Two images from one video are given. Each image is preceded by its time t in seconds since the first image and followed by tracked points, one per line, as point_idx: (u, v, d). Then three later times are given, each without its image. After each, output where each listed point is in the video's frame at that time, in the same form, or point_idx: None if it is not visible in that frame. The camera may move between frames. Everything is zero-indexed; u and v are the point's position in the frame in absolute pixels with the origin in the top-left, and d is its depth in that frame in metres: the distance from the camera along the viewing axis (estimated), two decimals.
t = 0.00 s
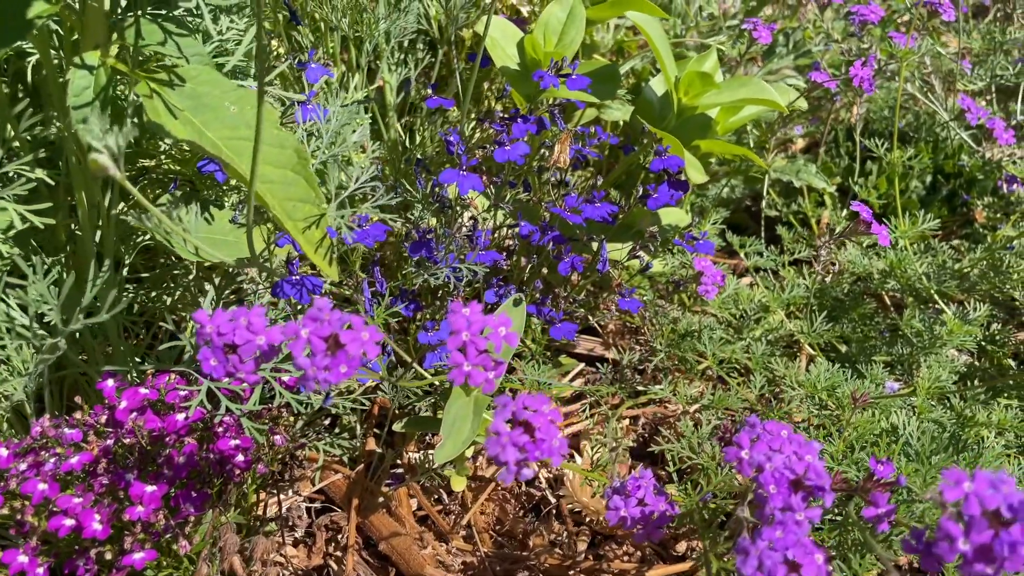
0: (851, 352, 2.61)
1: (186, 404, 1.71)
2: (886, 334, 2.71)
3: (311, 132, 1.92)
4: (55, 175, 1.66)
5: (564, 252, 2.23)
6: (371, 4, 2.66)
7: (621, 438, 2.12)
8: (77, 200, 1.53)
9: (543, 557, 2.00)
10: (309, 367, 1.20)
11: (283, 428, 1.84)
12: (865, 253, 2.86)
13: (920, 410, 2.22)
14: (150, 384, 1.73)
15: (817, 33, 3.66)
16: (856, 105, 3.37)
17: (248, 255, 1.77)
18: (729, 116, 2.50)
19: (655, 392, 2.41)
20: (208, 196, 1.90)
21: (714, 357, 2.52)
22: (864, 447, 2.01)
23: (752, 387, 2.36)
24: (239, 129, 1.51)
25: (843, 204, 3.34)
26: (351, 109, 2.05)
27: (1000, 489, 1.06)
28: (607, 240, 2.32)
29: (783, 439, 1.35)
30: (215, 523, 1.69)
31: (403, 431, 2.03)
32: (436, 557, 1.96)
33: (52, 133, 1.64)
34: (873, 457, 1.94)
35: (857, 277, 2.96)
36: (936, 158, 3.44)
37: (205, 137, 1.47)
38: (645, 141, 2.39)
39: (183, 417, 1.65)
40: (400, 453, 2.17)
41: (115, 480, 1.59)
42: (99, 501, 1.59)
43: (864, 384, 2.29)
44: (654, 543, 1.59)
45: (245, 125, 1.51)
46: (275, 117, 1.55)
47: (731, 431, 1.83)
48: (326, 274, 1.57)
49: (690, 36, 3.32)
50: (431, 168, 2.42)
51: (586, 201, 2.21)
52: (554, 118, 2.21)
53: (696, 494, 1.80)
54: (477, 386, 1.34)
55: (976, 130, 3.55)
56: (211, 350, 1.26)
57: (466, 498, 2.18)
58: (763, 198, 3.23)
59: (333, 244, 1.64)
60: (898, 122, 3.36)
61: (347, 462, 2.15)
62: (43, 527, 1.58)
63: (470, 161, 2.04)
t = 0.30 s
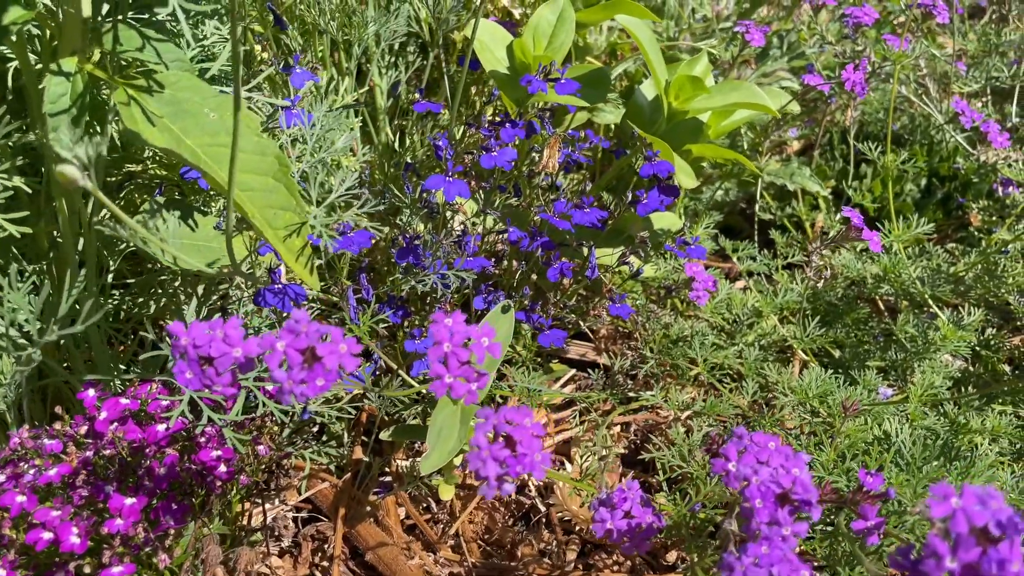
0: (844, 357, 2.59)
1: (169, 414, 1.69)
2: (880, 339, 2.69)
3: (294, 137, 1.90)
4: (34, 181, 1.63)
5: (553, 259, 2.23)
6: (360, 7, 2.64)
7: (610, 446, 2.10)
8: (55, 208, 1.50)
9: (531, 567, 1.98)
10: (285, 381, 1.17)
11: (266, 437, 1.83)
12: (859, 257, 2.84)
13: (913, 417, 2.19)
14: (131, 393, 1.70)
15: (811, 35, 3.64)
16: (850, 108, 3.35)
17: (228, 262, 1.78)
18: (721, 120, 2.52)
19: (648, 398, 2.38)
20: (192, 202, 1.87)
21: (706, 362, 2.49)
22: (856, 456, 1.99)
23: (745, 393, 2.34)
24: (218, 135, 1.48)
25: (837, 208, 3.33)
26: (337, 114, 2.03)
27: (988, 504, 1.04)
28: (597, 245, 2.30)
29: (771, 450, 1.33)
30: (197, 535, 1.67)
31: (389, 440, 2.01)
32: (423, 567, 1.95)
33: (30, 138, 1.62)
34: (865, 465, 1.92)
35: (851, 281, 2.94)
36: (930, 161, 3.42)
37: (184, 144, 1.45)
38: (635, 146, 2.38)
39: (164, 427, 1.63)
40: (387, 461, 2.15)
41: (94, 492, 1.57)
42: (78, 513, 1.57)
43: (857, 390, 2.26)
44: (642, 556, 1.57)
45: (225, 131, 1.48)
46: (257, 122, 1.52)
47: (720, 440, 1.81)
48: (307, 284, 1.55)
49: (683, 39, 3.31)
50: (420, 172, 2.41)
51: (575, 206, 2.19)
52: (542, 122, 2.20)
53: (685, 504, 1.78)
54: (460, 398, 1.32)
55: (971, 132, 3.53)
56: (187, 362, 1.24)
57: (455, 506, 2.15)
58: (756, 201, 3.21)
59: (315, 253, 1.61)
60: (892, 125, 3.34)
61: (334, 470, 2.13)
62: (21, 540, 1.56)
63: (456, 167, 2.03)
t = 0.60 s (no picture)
0: (839, 360, 2.57)
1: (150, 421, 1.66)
2: (876, 341, 2.66)
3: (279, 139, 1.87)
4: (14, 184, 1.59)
5: (543, 261, 2.20)
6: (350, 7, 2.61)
7: (601, 451, 2.07)
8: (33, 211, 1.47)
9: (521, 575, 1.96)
10: (261, 391, 1.14)
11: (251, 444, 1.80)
12: (855, 259, 2.81)
13: (909, 421, 2.17)
14: (112, 400, 1.67)
15: (808, 34, 3.61)
16: (846, 108, 3.32)
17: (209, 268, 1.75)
18: (714, 120, 2.50)
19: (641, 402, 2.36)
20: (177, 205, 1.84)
21: (700, 365, 2.47)
22: (849, 462, 1.97)
23: (739, 397, 2.31)
24: (198, 138, 1.46)
25: (834, 208, 3.30)
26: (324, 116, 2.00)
27: (980, 518, 1.02)
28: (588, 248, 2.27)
29: (761, 459, 1.31)
30: (180, 545, 1.65)
31: (376, 446, 1.98)
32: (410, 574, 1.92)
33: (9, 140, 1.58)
34: (859, 471, 1.89)
35: (847, 283, 2.91)
36: (927, 161, 3.39)
37: (162, 147, 1.42)
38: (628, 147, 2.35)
39: (144, 435, 1.60)
40: (376, 467, 2.13)
41: (73, 501, 1.54)
42: (57, 522, 1.54)
43: (852, 395, 2.24)
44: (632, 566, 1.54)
45: (204, 134, 1.45)
46: (238, 124, 1.49)
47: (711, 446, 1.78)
48: (289, 288, 1.53)
49: (678, 38, 3.28)
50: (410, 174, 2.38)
51: (565, 209, 2.17)
52: (532, 123, 2.18)
53: (676, 511, 1.76)
54: (442, 406, 1.29)
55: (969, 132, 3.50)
56: (161, 371, 1.21)
57: (444, 513, 2.13)
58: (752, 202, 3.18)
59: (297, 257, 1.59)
60: (888, 125, 3.31)
61: (322, 476, 2.10)
62: None
63: (443, 169, 2.00)
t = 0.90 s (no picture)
0: (836, 362, 2.53)
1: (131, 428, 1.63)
2: (874, 343, 2.63)
3: (262, 139, 1.83)
4: None
5: (533, 263, 2.18)
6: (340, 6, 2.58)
7: (592, 456, 2.04)
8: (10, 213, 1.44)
9: None
10: (234, 400, 1.10)
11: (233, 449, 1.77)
12: (851, 260, 2.78)
13: (905, 425, 2.14)
14: (92, 406, 1.65)
15: (805, 32, 3.57)
16: (842, 106, 3.29)
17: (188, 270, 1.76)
18: (708, 119, 2.48)
19: (634, 405, 2.32)
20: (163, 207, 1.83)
21: (694, 368, 2.43)
22: (843, 468, 1.94)
23: (733, 400, 2.28)
24: (175, 139, 1.42)
25: (830, 209, 3.27)
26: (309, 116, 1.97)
27: (974, 531, 1.00)
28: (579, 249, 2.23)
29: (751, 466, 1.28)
30: (161, 553, 1.61)
31: (363, 451, 1.96)
32: None
33: None
34: (853, 476, 1.86)
35: (843, 284, 2.88)
36: (925, 160, 3.35)
37: (138, 148, 1.39)
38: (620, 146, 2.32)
39: (123, 442, 1.57)
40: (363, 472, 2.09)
41: (49, 510, 1.51)
42: (33, 532, 1.51)
43: (847, 398, 2.20)
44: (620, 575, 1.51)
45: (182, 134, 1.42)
46: (216, 124, 1.46)
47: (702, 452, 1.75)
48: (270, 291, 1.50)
49: (673, 36, 3.24)
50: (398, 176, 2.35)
51: (555, 210, 2.14)
52: (521, 123, 2.15)
53: (667, 518, 1.72)
54: (423, 414, 1.26)
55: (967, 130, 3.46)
56: (134, 379, 1.18)
57: (433, 519, 2.09)
58: (747, 202, 3.15)
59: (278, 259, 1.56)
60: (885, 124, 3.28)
61: (309, 482, 2.07)
62: None
63: (429, 170, 1.96)
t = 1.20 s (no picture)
0: (832, 365, 2.51)
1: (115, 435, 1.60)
2: (871, 346, 2.60)
3: (247, 142, 1.81)
4: None
5: (525, 267, 2.16)
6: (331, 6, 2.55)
7: (585, 462, 2.02)
8: None
9: None
10: (210, 410, 1.08)
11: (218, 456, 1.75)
12: (848, 262, 2.75)
13: (901, 430, 2.11)
14: (75, 414, 1.62)
15: (802, 32, 3.55)
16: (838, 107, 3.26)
17: (168, 273, 1.77)
18: (702, 120, 2.46)
19: (628, 409, 2.30)
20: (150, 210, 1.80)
21: (689, 371, 2.41)
22: (838, 474, 1.92)
23: (728, 404, 2.25)
24: (156, 143, 1.40)
25: (828, 209, 3.24)
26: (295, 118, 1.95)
27: (967, 547, 1.01)
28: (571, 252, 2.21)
29: (741, 475, 1.26)
30: (144, 563, 1.57)
31: (352, 457, 1.93)
32: None
33: None
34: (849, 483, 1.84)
35: (840, 286, 2.85)
36: (924, 160, 3.32)
37: (117, 152, 1.36)
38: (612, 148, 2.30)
39: (105, 450, 1.54)
40: (353, 479, 2.07)
41: (29, 520, 1.49)
42: (13, 542, 1.48)
43: (843, 402, 2.18)
44: None
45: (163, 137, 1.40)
46: (198, 128, 1.44)
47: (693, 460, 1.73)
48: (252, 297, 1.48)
49: (668, 36, 3.21)
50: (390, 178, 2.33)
51: (547, 212, 2.11)
52: (513, 125, 2.13)
53: (660, 527, 1.70)
54: (407, 423, 1.23)
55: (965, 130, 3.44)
56: (108, 389, 1.15)
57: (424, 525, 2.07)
58: (744, 203, 3.13)
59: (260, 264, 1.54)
60: (882, 124, 3.25)
61: (298, 488, 2.05)
62: None
63: (417, 173, 1.94)
